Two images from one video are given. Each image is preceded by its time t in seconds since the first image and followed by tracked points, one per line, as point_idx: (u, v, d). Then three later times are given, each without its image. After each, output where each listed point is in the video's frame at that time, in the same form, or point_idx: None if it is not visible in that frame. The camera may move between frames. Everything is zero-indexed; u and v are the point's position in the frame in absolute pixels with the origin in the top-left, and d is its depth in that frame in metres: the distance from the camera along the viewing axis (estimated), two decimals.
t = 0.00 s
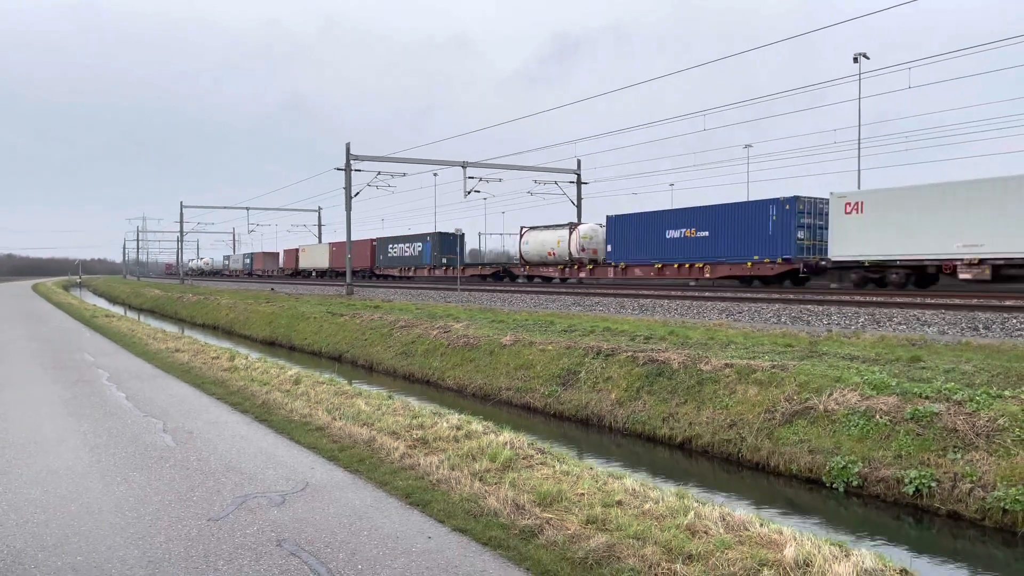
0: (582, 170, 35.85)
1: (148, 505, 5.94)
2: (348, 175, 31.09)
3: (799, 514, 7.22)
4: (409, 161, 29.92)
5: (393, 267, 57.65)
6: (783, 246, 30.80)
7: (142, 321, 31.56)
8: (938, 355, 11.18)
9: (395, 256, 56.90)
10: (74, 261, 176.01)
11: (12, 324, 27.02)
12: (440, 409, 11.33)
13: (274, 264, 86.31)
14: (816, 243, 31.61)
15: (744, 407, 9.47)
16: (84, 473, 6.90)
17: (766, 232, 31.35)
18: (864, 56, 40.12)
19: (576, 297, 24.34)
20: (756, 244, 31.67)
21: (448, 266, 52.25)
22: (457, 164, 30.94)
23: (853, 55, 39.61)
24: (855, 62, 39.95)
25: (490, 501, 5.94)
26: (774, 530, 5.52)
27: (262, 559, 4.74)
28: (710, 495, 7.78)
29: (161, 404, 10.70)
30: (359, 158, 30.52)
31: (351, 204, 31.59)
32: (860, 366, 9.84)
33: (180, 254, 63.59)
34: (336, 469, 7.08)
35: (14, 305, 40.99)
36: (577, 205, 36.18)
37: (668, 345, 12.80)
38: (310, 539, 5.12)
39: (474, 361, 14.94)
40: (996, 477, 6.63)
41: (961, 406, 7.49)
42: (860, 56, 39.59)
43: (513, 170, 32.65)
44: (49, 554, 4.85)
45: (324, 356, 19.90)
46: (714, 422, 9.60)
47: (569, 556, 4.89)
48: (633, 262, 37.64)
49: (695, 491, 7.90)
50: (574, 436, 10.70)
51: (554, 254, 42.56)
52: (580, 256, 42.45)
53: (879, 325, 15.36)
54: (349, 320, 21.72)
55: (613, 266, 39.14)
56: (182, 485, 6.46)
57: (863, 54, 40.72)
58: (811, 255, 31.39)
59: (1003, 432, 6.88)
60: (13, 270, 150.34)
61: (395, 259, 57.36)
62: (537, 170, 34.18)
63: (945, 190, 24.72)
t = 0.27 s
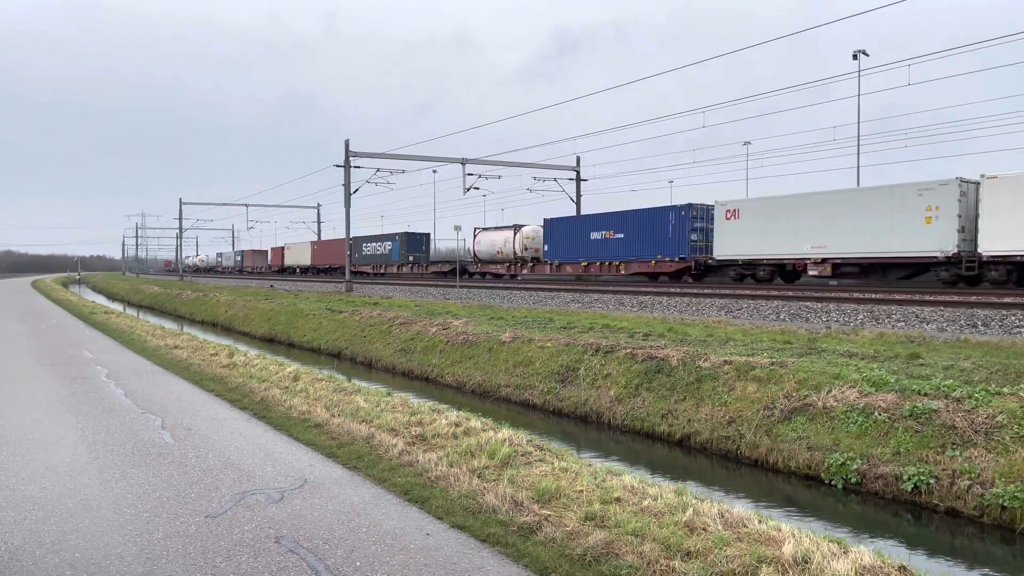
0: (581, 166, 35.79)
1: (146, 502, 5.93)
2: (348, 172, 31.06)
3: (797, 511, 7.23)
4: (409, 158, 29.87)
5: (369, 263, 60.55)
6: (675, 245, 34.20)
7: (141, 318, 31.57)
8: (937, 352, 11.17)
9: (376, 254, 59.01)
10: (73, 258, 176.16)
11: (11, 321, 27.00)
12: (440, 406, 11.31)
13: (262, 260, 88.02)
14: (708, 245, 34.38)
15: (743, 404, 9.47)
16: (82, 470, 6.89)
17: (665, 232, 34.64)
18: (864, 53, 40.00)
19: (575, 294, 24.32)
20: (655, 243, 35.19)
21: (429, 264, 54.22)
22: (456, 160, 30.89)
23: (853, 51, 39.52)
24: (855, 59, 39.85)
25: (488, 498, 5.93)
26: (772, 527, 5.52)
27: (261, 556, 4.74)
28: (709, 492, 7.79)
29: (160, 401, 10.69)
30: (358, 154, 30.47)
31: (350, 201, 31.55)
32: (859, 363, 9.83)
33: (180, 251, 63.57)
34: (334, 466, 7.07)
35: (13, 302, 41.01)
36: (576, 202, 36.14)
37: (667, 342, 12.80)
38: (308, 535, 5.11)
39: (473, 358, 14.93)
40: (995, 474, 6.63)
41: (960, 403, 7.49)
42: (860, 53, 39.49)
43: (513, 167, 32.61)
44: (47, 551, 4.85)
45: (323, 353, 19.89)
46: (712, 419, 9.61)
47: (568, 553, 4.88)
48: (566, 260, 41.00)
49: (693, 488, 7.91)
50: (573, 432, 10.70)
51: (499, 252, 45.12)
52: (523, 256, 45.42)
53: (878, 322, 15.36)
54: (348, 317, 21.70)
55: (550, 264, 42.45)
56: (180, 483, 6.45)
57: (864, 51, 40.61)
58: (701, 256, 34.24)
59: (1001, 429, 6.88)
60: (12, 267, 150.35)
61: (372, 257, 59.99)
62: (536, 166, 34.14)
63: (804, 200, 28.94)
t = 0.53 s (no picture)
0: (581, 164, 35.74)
1: (146, 498, 5.93)
2: (348, 169, 31.03)
3: (798, 509, 7.22)
4: (409, 155, 29.84)
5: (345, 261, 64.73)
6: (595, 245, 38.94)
7: (141, 315, 31.59)
8: (938, 350, 11.16)
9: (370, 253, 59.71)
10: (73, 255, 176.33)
11: (12, 318, 27.00)
12: (440, 404, 11.30)
13: (251, 259, 89.98)
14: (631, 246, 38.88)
15: (743, 401, 9.47)
16: (82, 467, 6.89)
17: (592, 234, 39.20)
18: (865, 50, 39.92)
19: (575, 291, 24.31)
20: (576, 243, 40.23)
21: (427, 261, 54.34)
22: (456, 157, 30.86)
23: (854, 49, 39.46)
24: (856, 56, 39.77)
25: (488, 496, 5.93)
26: (772, 525, 5.51)
27: (260, 553, 4.73)
28: (709, 489, 7.79)
29: (160, 398, 10.69)
30: (358, 151, 30.44)
31: (350, 198, 31.52)
32: (859, 361, 9.82)
33: (180, 248, 63.61)
34: (333, 463, 7.06)
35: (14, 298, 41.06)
36: (576, 199, 36.11)
37: (667, 340, 12.79)
38: (308, 533, 5.11)
39: (472, 355, 14.93)
40: (995, 472, 6.63)
41: (960, 401, 7.48)
42: (861, 51, 39.42)
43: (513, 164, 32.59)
44: (46, 548, 4.84)
45: (323, 350, 19.89)
46: (712, 417, 9.60)
47: (567, 551, 4.88)
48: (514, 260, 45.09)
49: (693, 485, 7.90)
50: (573, 430, 10.70)
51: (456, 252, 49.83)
52: (478, 255, 49.13)
53: (878, 320, 15.35)
54: (348, 314, 21.71)
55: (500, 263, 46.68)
56: (180, 480, 6.45)
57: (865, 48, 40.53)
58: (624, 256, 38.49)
59: (1002, 427, 6.87)
60: (12, 264, 150.49)
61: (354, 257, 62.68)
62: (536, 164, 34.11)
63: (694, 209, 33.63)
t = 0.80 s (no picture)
0: (583, 162, 35.70)
1: (147, 496, 5.94)
2: (349, 167, 31.03)
3: (799, 508, 7.22)
4: (410, 153, 29.82)
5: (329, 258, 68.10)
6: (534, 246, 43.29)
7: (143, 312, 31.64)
8: (940, 349, 11.14)
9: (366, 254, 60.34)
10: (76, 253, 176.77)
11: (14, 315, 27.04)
12: (441, 401, 11.30)
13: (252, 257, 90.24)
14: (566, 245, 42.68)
15: (744, 400, 9.46)
16: (83, 464, 6.90)
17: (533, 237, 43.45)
18: (868, 48, 39.82)
19: (576, 290, 24.28)
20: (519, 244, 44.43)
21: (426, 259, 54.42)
22: (458, 155, 30.84)
23: (856, 47, 39.38)
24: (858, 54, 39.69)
25: (490, 494, 5.93)
26: (774, 524, 5.51)
27: (261, 551, 4.74)
28: (710, 488, 7.79)
29: (162, 395, 10.70)
30: (360, 149, 30.43)
31: (352, 195, 31.51)
32: (861, 360, 9.81)
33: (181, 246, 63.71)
34: (335, 461, 7.06)
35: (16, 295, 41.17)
36: (578, 197, 36.07)
37: (668, 338, 12.78)
38: (309, 531, 5.11)
39: (474, 353, 14.93)
40: (997, 472, 6.62)
41: (962, 401, 7.46)
42: (864, 49, 39.33)
43: (515, 162, 32.56)
44: (47, 545, 4.85)
45: (325, 348, 19.90)
46: (714, 416, 9.60)
47: (569, 550, 4.87)
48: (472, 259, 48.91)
49: (694, 484, 7.90)
50: (574, 428, 10.70)
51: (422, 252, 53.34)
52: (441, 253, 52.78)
53: (880, 319, 15.34)
54: (349, 312, 21.72)
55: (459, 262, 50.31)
56: (181, 477, 6.45)
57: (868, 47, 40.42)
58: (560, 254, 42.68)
59: (1004, 427, 6.86)
60: (14, 261, 150.79)
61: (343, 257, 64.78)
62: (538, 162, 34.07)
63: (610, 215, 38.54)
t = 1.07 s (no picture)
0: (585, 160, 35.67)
1: (149, 494, 5.94)
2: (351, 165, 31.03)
3: (801, 508, 7.21)
4: (412, 151, 29.81)
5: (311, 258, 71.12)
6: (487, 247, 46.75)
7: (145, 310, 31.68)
8: (942, 349, 11.12)
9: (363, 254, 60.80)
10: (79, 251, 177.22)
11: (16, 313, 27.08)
12: (442, 400, 11.30)
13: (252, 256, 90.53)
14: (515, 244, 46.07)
15: (747, 400, 9.45)
16: (86, 462, 6.91)
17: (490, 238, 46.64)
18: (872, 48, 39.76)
19: (578, 289, 24.28)
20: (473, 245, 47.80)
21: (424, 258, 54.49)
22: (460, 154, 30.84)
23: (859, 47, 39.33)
24: (862, 54, 39.64)
25: (492, 493, 5.93)
26: (777, 523, 5.50)
27: (263, 549, 4.74)
28: (712, 488, 7.78)
29: (164, 393, 10.71)
30: (362, 148, 30.43)
31: (354, 194, 31.51)
32: (863, 360, 9.80)
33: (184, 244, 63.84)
34: (337, 459, 7.07)
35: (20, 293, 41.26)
36: (580, 196, 36.05)
37: (670, 337, 12.76)
38: (311, 529, 5.11)
39: (476, 352, 14.94)
40: (999, 472, 6.61)
41: (965, 401, 7.45)
42: (867, 48, 39.25)
43: (517, 161, 32.54)
44: (49, 543, 4.86)
45: (326, 347, 19.91)
46: (716, 415, 9.59)
47: (571, 549, 4.87)
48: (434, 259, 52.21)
49: (697, 484, 7.89)
50: (576, 427, 10.69)
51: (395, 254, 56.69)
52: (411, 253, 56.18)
53: (883, 319, 15.32)
54: (351, 310, 21.73)
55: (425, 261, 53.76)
56: (183, 475, 6.46)
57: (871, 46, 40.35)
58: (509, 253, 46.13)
59: (1007, 427, 6.84)
60: (17, 259, 151.13)
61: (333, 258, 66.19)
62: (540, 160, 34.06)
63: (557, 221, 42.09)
